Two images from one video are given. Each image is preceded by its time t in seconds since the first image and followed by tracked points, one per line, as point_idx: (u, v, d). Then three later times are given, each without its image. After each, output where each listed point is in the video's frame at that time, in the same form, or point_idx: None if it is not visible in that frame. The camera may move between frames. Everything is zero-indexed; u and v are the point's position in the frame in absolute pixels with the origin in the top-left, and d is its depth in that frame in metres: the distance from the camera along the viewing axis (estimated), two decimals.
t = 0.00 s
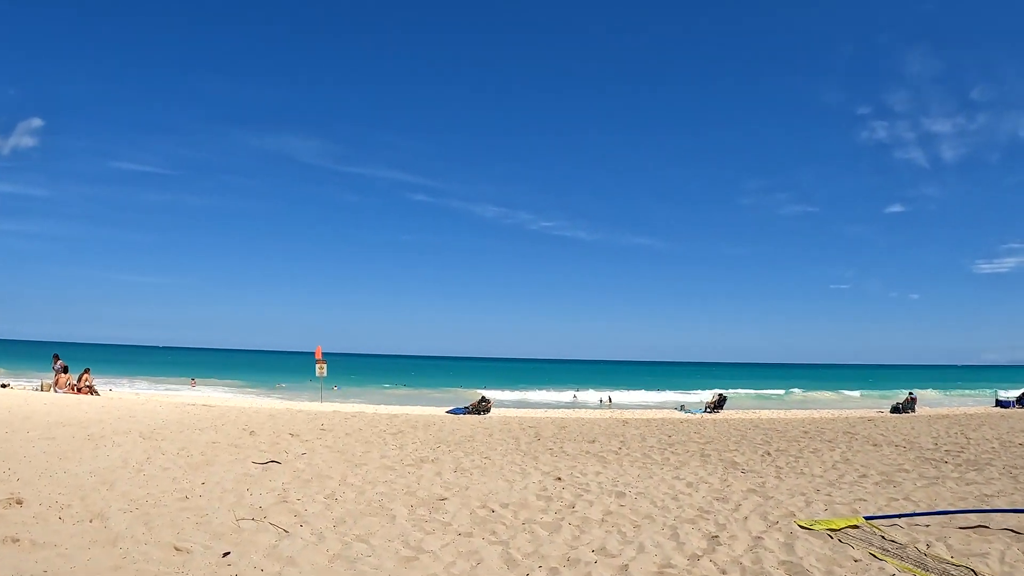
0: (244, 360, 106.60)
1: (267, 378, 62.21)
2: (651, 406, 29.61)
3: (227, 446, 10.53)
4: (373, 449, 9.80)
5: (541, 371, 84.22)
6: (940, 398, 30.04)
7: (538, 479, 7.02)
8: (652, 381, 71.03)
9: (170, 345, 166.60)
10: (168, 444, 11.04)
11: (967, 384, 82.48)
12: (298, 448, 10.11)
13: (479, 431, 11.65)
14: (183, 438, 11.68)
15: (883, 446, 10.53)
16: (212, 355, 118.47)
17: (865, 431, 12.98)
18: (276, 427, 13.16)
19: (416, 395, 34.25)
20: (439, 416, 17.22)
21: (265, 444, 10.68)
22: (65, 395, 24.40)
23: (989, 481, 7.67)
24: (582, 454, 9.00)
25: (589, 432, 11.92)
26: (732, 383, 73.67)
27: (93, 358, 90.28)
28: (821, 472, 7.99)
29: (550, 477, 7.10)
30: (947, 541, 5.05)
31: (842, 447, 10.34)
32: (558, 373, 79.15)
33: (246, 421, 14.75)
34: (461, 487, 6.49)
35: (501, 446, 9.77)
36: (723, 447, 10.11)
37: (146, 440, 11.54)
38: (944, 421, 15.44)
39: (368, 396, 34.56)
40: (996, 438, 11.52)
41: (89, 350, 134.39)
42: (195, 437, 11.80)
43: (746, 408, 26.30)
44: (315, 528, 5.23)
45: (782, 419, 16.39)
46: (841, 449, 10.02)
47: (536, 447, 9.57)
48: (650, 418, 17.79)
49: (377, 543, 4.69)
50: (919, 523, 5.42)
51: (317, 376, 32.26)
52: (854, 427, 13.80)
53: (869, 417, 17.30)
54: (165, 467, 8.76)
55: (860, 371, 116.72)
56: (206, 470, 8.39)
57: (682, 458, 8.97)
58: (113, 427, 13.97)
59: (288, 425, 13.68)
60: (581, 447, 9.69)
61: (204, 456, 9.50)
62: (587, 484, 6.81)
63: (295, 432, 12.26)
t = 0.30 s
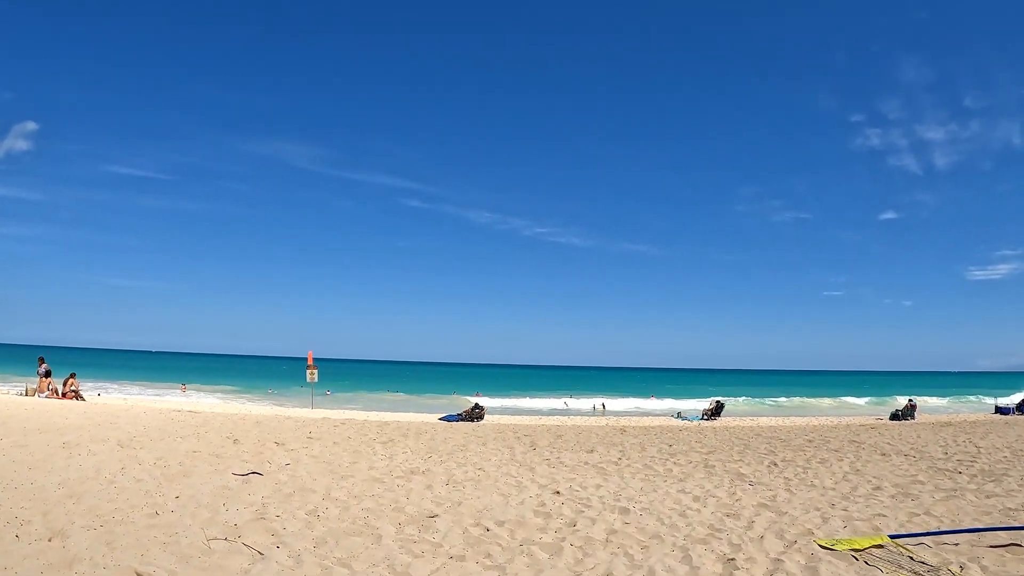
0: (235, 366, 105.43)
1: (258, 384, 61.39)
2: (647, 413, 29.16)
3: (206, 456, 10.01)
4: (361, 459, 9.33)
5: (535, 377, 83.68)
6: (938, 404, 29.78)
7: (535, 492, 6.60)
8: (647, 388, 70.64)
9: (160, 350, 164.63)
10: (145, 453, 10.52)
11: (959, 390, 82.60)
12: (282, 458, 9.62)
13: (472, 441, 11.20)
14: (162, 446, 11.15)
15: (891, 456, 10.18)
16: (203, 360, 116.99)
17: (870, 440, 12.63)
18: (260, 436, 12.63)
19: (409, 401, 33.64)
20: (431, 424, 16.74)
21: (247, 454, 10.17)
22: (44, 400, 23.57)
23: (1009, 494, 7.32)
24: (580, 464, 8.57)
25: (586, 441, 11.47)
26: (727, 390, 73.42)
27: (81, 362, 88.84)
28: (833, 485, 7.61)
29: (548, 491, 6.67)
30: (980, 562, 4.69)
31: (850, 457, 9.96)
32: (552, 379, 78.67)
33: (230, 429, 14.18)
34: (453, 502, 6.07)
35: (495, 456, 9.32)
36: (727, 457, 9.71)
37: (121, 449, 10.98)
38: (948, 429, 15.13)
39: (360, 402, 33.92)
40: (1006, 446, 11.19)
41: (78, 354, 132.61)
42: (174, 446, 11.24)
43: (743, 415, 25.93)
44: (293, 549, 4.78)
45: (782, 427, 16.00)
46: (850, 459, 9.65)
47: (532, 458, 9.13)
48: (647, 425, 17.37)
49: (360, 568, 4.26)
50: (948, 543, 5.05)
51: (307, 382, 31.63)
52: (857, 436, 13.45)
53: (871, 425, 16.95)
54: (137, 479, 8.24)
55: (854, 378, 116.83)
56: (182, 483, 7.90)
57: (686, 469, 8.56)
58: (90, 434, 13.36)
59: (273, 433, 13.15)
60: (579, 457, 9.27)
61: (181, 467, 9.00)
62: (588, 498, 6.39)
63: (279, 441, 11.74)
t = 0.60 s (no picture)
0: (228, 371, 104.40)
1: (251, 389, 60.58)
2: (646, 419, 28.70)
3: (187, 466, 9.47)
4: (352, 469, 8.81)
5: (531, 383, 83.05)
6: (939, 409, 29.48)
7: (540, 506, 6.13)
8: (644, 394, 70.17)
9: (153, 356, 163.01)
10: (124, 462, 9.99)
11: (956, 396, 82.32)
12: (268, 468, 9.10)
13: (470, 449, 10.68)
14: (143, 455, 10.61)
15: (908, 464, 9.76)
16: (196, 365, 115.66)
17: (882, 447, 12.20)
18: (248, 444, 12.08)
19: (404, 407, 33.03)
20: (427, 430, 16.24)
21: (231, 464, 9.62)
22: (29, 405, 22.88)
23: None
24: (585, 474, 8.08)
25: (588, 449, 10.98)
26: (724, 396, 72.97)
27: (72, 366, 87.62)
28: (856, 496, 7.16)
29: (553, 504, 6.19)
30: None
31: (867, 465, 9.50)
32: (549, 385, 78.10)
33: (217, 436, 13.63)
34: (450, 519, 5.59)
35: (495, 466, 8.80)
36: (738, 466, 9.23)
37: (98, 458, 10.42)
38: (958, 434, 14.75)
39: (353, 408, 33.28)
40: None
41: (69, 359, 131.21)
42: (155, 455, 10.69)
43: (744, 420, 25.50)
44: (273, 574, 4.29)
45: (789, 434, 15.53)
46: (867, 468, 9.19)
47: (534, 467, 8.64)
48: (649, 432, 16.91)
49: None
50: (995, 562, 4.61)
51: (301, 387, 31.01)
52: (868, 442, 12.99)
53: (876, 430, 16.58)
54: (111, 491, 7.72)
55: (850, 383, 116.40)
56: (159, 496, 7.39)
57: (696, 479, 8.09)
58: (70, 441, 12.78)
59: (261, 441, 12.61)
60: (582, 466, 8.78)
61: (160, 478, 8.48)
62: (597, 512, 5.92)
63: (267, 449, 11.20)
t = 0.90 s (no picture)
0: (220, 374, 103.26)
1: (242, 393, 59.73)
2: (642, 425, 28.28)
3: (163, 477, 8.96)
4: (338, 481, 8.35)
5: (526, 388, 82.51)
6: (938, 415, 29.16)
7: (538, 524, 5.71)
8: (639, 399, 69.83)
9: (144, 359, 161.20)
10: (98, 471, 9.50)
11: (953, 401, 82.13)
12: (249, 480, 8.61)
13: (463, 458, 10.23)
14: (119, 464, 10.12)
15: (919, 475, 9.38)
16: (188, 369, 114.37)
17: (888, 456, 11.83)
18: (231, 452, 11.56)
19: (396, 413, 32.43)
20: (419, 437, 15.78)
21: (211, 474, 9.12)
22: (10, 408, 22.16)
23: None
24: (584, 487, 7.65)
25: (586, 458, 10.52)
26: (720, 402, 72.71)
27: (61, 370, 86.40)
28: (872, 512, 6.77)
29: (551, 521, 5.79)
30: None
31: (878, 477, 9.10)
32: (543, 390, 77.56)
33: (199, 443, 13.08)
34: (441, 540, 5.17)
35: (489, 477, 8.37)
36: (744, 478, 8.82)
37: (70, 467, 9.88)
38: (963, 442, 14.40)
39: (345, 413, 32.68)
40: None
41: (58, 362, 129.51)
42: (131, 464, 10.15)
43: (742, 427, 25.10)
44: None
45: (790, 442, 15.14)
46: (879, 480, 8.80)
47: (530, 479, 8.19)
48: (646, 439, 16.50)
49: None
50: None
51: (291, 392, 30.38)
52: (874, 452, 12.62)
53: (879, 438, 16.24)
54: (77, 505, 7.23)
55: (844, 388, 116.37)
56: (129, 510, 6.92)
57: (702, 492, 7.68)
58: (44, 448, 12.20)
59: (245, 449, 12.11)
60: (581, 477, 8.36)
61: (132, 489, 8.00)
62: (599, 531, 5.52)
63: (250, 458, 10.69)
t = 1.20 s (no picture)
0: (212, 377, 102.08)
1: (233, 397, 58.87)
2: (639, 431, 27.79)
3: (134, 485, 8.43)
4: (319, 491, 7.85)
5: (521, 392, 81.95)
6: (938, 421, 28.76)
7: (532, 541, 5.26)
8: (634, 404, 69.40)
9: (135, 362, 159.59)
10: (66, 479, 8.97)
11: (949, 407, 82.14)
12: (225, 490, 8.10)
13: (453, 466, 9.74)
14: (90, 471, 9.59)
15: (931, 485, 8.96)
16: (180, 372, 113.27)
17: (896, 464, 11.40)
18: (210, 459, 11.01)
19: (388, 417, 31.78)
20: (410, 443, 15.29)
21: (185, 483, 8.59)
22: None
23: None
24: (581, 498, 7.19)
25: (582, 466, 10.04)
26: (716, 406, 72.34)
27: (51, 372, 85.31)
28: (888, 528, 6.35)
29: (546, 538, 5.34)
30: None
31: (889, 487, 8.68)
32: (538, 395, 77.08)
33: (178, 449, 12.49)
34: (426, 561, 4.72)
35: (480, 487, 7.90)
36: (749, 487, 8.38)
37: (37, 474, 9.32)
38: (970, 449, 13.99)
39: (336, 417, 31.99)
40: None
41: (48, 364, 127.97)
42: (102, 471, 9.61)
43: (741, 433, 24.63)
44: None
45: (793, 449, 14.68)
46: (890, 491, 8.38)
47: (524, 489, 7.72)
48: (644, 445, 16.05)
49: None
50: None
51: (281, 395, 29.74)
52: (880, 459, 12.20)
53: (882, 445, 15.80)
54: (35, 516, 6.71)
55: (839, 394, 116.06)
56: (89, 523, 6.42)
57: (706, 504, 7.23)
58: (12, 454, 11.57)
59: (226, 455, 11.58)
60: (577, 487, 7.90)
61: (97, 500, 7.48)
62: (598, 549, 5.07)
63: (229, 465, 10.15)
